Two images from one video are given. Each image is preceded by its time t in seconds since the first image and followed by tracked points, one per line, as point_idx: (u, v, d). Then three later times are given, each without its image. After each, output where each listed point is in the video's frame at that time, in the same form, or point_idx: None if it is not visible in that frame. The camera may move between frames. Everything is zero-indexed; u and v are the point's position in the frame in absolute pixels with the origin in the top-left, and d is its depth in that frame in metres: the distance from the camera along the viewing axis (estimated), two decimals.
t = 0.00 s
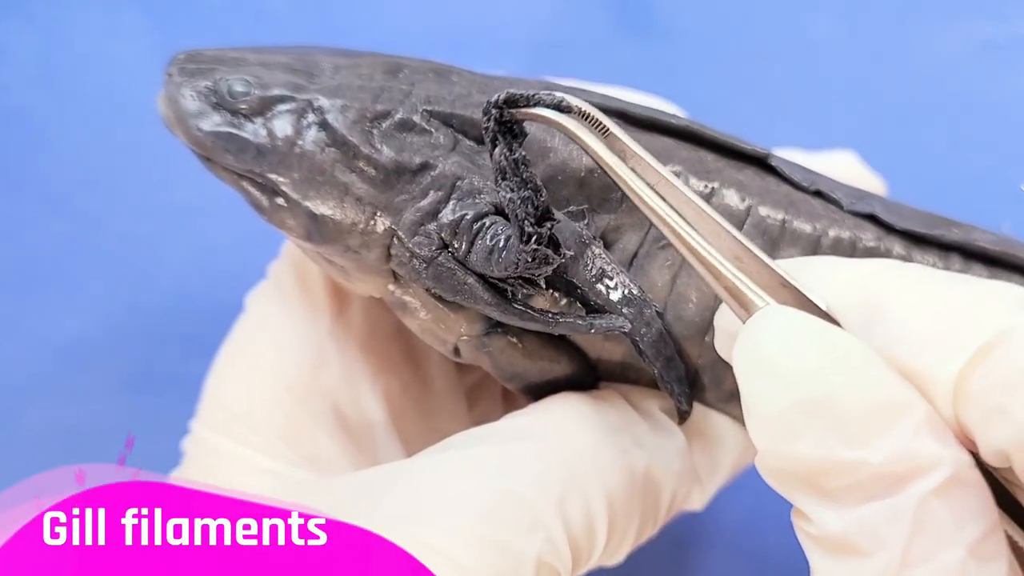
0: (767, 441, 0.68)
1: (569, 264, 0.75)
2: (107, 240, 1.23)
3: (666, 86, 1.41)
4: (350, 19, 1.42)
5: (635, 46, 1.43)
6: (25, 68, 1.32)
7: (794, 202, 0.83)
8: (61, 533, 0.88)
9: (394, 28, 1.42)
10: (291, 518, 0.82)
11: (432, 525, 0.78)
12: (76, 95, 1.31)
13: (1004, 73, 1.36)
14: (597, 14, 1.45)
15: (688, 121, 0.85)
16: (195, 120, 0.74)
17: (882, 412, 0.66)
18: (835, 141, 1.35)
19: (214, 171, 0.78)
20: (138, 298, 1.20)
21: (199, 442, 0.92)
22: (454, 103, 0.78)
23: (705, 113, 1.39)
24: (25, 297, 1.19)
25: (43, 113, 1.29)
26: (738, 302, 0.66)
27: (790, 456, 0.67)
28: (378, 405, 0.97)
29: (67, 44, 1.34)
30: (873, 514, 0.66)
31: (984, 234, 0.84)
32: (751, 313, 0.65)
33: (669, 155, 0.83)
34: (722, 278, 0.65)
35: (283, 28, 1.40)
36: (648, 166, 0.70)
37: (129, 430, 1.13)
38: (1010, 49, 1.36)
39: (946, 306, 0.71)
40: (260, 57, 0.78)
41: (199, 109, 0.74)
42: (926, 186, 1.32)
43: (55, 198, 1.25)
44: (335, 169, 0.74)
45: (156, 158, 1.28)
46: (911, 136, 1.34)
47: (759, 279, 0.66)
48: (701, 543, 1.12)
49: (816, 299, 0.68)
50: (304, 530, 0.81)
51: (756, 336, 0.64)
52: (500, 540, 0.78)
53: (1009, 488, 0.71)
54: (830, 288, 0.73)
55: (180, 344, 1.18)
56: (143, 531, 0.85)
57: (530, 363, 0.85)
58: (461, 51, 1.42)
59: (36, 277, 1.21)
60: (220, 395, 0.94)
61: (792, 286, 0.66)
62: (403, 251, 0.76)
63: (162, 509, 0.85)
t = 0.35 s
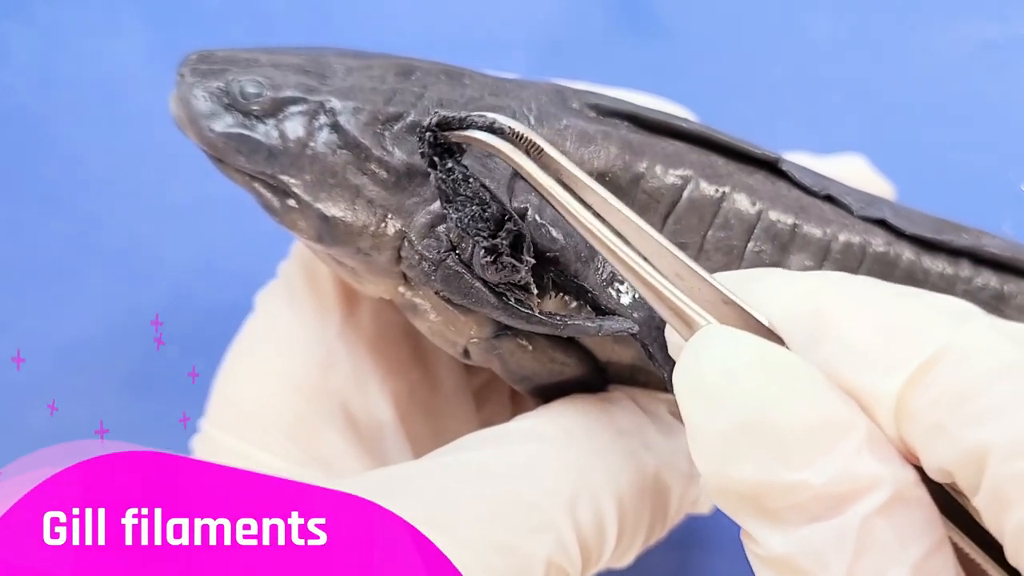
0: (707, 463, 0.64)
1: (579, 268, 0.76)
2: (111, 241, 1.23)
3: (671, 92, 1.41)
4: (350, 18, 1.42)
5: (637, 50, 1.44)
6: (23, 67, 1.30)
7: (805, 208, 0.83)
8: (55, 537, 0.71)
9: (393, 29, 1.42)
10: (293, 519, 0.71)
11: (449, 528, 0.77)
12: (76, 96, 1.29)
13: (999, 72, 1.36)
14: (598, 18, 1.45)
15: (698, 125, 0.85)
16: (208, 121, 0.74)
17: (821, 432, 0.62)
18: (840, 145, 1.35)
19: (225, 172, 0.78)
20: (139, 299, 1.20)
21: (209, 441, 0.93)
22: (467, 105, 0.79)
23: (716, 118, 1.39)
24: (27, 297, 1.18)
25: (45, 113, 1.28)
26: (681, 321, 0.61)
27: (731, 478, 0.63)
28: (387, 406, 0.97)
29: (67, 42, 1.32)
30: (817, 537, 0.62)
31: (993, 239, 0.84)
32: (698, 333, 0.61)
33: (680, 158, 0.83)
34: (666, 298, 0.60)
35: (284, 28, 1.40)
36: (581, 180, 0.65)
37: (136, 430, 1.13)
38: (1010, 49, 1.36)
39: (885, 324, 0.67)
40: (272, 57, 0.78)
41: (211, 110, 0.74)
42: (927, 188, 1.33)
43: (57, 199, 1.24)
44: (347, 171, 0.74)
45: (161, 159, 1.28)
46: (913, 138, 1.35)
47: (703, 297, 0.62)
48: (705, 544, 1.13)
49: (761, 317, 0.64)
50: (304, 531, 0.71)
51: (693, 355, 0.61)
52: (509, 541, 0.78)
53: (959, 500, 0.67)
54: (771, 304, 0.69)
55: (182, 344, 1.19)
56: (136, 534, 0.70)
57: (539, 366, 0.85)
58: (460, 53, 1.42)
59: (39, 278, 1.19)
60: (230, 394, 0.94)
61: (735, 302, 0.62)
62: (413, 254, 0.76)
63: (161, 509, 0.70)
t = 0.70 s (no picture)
0: (729, 463, 0.64)
1: (580, 270, 0.75)
2: (109, 240, 1.23)
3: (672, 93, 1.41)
4: (350, 18, 1.42)
5: (637, 53, 1.44)
6: (24, 65, 1.30)
7: (807, 210, 0.83)
8: (54, 536, 0.66)
9: (392, 29, 1.42)
10: (293, 518, 0.66)
11: (450, 527, 0.77)
12: (77, 95, 1.29)
13: (997, 72, 1.36)
14: (598, 19, 1.45)
15: (700, 126, 0.85)
16: (209, 121, 0.74)
17: (843, 433, 0.62)
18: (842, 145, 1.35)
19: (227, 172, 0.78)
20: (138, 299, 1.20)
21: (208, 441, 0.93)
22: (468, 106, 0.78)
23: (717, 119, 1.39)
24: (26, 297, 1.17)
25: (46, 113, 1.28)
26: (700, 319, 0.62)
27: (753, 478, 0.63)
28: (388, 406, 0.97)
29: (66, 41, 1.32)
30: (840, 536, 0.62)
31: (994, 241, 0.84)
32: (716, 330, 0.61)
33: (682, 160, 0.83)
34: (682, 296, 0.61)
35: (284, 28, 1.40)
36: (609, 186, 0.66)
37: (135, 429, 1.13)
38: (1010, 49, 1.36)
39: (904, 326, 0.67)
40: (274, 58, 0.78)
41: (212, 111, 0.74)
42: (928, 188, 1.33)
43: (55, 199, 1.24)
44: (348, 172, 0.74)
45: (161, 158, 1.28)
46: (913, 137, 1.35)
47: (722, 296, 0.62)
48: (706, 544, 1.13)
49: (783, 317, 0.64)
50: (304, 532, 0.66)
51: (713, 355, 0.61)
52: (506, 540, 0.78)
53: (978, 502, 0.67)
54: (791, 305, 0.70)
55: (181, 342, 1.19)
56: (132, 535, 0.66)
57: (540, 367, 0.85)
58: (460, 53, 1.42)
59: (38, 278, 1.18)
60: (230, 393, 0.94)
61: (756, 303, 0.62)
62: (415, 256, 0.76)
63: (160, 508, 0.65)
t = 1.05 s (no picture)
0: (774, 468, 0.68)
1: (573, 267, 0.75)
2: (109, 241, 1.20)
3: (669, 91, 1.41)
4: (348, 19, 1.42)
5: (631, 50, 1.44)
6: (21, 64, 1.29)
7: (800, 206, 0.82)
8: (52, 540, 0.49)
9: (390, 28, 1.42)
10: (294, 517, 0.56)
11: (444, 527, 0.75)
12: (75, 95, 1.30)
13: (1000, 70, 1.35)
14: (595, 17, 1.45)
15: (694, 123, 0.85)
16: (201, 119, 0.74)
17: (887, 438, 0.66)
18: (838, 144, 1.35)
19: (218, 171, 0.77)
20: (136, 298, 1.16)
21: (199, 440, 0.91)
22: (459, 104, 0.78)
23: (715, 117, 1.39)
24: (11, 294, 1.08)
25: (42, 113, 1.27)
26: (742, 322, 0.66)
27: (796, 482, 0.67)
28: (381, 405, 0.97)
29: (66, 41, 1.33)
30: (884, 541, 0.66)
31: (989, 237, 0.84)
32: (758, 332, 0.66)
33: (675, 156, 0.83)
34: (728, 299, 0.66)
35: (281, 29, 1.40)
36: (649, 181, 0.68)
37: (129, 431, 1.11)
38: (1010, 48, 1.36)
39: (953, 335, 0.71)
40: (265, 57, 0.78)
41: (204, 109, 0.74)
42: (927, 186, 1.32)
43: (53, 197, 1.20)
44: (340, 169, 0.74)
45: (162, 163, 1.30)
46: (911, 137, 1.34)
47: (767, 298, 0.67)
48: (702, 543, 1.13)
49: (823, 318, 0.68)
50: (303, 532, 0.57)
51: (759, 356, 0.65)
52: (503, 540, 0.78)
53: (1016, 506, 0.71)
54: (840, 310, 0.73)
55: (178, 346, 1.16)
56: (138, 536, 0.50)
57: (534, 365, 0.85)
58: (457, 52, 1.42)
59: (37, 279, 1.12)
60: (223, 392, 0.94)
61: (799, 305, 0.66)
62: (406, 253, 0.75)
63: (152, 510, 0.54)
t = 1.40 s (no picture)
0: (804, 453, 0.67)
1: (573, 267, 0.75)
2: (109, 240, 1.21)
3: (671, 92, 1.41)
4: (349, 19, 1.42)
5: (630, 51, 1.44)
6: (22, 65, 1.30)
7: (800, 206, 0.83)
8: (51, 539, 0.47)
9: (391, 29, 1.42)
10: (293, 516, 0.52)
11: (445, 525, 0.75)
12: (76, 95, 1.30)
13: (1001, 71, 1.35)
14: (596, 18, 1.45)
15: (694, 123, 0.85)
16: (201, 119, 0.74)
17: (920, 425, 0.66)
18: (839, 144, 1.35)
19: (218, 171, 0.77)
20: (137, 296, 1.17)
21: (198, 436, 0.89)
22: (460, 104, 0.78)
23: (715, 117, 1.39)
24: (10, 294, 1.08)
25: (42, 113, 1.27)
26: (773, 308, 0.66)
27: (827, 467, 0.66)
28: (382, 405, 0.97)
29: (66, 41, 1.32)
30: (913, 526, 0.66)
31: (990, 237, 0.84)
32: (789, 319, 0.65)
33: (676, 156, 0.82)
34: (761, 286, 0.65)
35: (282, 29, 1.40)
36: (685, 168, 0.67)
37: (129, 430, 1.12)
38: (1012, 48, 1.35)
39: (983, 324, 0.71)
40: (265, 56, 0.78)
41: (204, 109, 0.74)
42: (928, 186, 1.32)
43: (52, 197, 1.22)
44: (339, 170, 0.74)
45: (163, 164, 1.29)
46: (913, 137, 1.34)
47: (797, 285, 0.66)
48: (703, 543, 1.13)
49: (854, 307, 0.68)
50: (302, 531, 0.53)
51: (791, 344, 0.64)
52: (504, 539, 0.77)
53: None
54: (870, 299, 0.73)
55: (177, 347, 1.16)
56: (137, 535, 0.48)
57: (535, 365, 0.85)
58: (459, 52, 1.42)
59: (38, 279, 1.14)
60: (224, 389, 0.93)
61: (831, 294, 0.66)
62: (406, 253, 0.75)
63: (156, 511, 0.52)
